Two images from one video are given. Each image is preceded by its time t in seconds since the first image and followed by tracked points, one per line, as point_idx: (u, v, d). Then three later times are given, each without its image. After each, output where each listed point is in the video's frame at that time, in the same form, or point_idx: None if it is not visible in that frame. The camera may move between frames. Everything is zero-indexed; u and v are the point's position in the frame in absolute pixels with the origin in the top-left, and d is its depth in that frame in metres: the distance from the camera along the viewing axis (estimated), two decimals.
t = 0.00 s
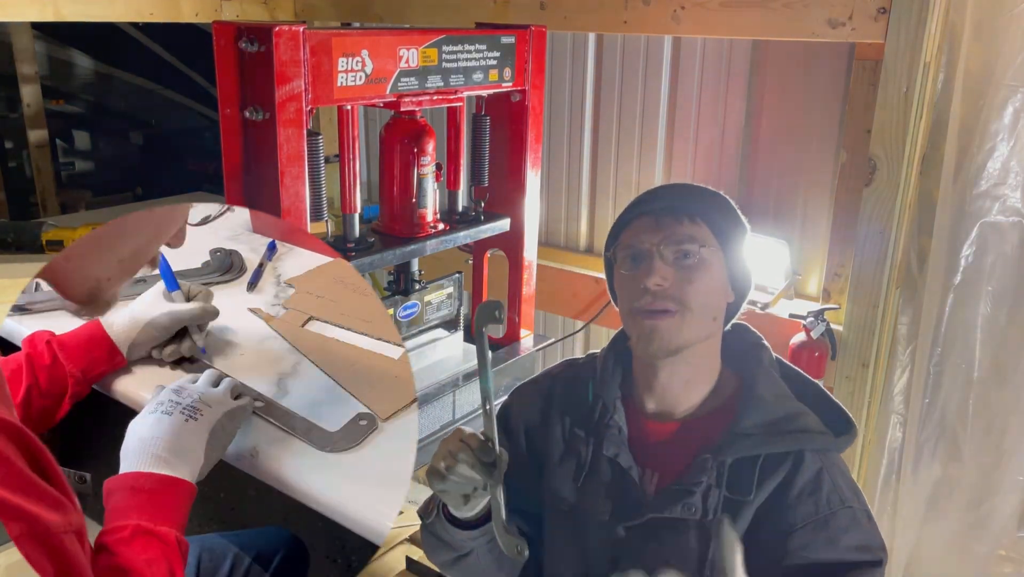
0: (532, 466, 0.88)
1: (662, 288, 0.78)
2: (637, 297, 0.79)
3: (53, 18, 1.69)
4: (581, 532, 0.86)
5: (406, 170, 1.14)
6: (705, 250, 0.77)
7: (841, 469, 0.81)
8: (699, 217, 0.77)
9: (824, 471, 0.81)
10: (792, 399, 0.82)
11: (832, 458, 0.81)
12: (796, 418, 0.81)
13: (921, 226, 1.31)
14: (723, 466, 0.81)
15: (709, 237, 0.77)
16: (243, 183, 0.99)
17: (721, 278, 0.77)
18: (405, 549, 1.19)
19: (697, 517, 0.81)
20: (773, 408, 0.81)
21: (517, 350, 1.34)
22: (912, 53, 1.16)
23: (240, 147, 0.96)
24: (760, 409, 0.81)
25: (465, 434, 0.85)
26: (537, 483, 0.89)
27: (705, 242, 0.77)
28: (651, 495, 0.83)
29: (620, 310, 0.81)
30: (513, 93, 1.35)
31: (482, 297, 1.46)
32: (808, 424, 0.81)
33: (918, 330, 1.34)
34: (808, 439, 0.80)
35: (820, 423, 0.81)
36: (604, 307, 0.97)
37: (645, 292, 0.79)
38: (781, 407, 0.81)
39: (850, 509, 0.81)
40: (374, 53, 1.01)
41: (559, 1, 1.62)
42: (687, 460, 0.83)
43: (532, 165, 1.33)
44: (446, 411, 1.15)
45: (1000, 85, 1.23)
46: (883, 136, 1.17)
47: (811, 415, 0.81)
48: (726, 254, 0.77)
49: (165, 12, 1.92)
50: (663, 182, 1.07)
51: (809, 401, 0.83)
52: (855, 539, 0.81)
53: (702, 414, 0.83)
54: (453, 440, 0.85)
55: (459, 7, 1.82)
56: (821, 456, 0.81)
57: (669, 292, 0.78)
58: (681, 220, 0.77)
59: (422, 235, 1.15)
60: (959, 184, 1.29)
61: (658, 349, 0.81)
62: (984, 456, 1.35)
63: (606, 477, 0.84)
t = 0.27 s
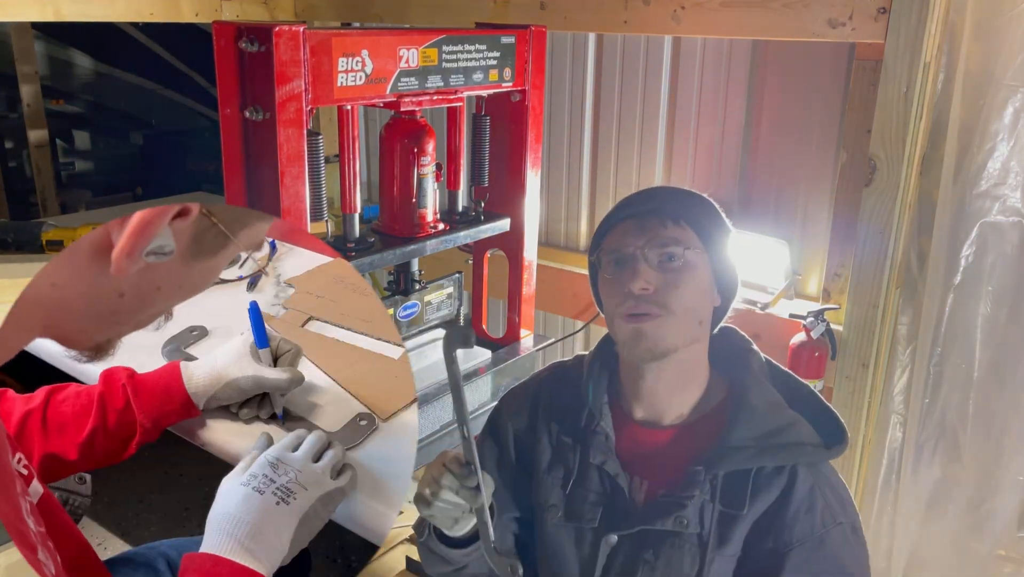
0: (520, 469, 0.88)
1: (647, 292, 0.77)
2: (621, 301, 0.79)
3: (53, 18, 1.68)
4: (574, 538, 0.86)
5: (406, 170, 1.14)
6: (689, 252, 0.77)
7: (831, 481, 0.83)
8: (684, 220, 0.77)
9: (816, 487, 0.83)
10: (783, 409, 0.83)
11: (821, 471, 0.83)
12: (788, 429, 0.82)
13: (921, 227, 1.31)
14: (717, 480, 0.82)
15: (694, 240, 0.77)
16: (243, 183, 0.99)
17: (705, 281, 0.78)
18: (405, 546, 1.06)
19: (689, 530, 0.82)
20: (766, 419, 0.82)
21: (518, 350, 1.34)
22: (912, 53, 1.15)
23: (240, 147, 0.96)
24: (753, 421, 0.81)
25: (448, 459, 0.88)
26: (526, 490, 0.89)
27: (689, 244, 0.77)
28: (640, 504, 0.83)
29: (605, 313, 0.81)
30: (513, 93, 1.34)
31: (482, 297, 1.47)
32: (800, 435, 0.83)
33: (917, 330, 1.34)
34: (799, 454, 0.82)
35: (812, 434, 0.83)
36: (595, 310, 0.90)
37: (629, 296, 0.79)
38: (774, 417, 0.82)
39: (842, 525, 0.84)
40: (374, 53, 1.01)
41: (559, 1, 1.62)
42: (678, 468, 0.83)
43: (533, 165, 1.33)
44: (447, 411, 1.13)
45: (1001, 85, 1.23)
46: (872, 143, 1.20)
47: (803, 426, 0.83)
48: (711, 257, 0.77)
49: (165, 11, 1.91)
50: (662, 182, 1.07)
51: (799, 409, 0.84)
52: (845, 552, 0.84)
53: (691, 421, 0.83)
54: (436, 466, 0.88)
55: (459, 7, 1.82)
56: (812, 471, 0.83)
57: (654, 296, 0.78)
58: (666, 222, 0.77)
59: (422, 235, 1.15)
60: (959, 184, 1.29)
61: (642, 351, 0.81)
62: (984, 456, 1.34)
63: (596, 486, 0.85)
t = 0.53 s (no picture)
0: (519, 472, 0.89)
1: (644, 301, 0.77)
2: (620, 310, 0.79)
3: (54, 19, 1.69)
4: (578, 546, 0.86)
5: (406, 170, 1.14)
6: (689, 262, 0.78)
7: (831, 487, 0.83)
8: (683, 229, 0.77)
9: (818, 496, 0.83)
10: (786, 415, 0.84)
11: (822, 478, 0.83)
12: (792, 435, 0.83)
13: (921, 227, 1.30)
14: (719, 488, 0.82)
15: (693, 251, 0.77)
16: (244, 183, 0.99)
17: (704, 292, 0.78)
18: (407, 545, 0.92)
19: (692, 537, 0.83)
20: (770, 424, 0.82)
21: (518, 350, 1.34)
22: (912, 52, 1.18)
23: (239, 147, 0.96)
24: (756, 428, 0.82)
25: (440, 473, 0.85)
26: (524, 491, 0.89)
27: (687, 256, 0.77)
28: (642, 509, 0.83)
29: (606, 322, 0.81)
30: (513, 93, 1.36)
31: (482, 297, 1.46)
32: (803, 443, 0.82)
33: (917, 330, 1.34)
34: (803, 463, 0.82)
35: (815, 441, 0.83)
36: (595, 310, 0.91)
37: (628, 305, 0.79)
38: (779, 424, 0.82)
39: (844, 535, 0.84)
40: (374, 53, 1.01)
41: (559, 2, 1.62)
42: (681, 473, 0.83)
43: (532, 166, 1.31)
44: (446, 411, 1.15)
45: (1001, 85, 1.23)
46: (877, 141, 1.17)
47: (807, 432, 0.83)
48: (712, 267, 0.77)
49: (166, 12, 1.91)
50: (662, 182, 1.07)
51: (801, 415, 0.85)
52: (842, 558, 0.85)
53: (691, 427, 0.84)
54: (429, 480, 0.84)
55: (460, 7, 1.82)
56: (814, 479, 0.83)
57: (651, 306, 0.78)
58: (665, 231, 0.78)
59: (422, 235, 1.15)
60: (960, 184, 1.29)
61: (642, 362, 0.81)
62: (984, 456, 1.34)
63: (597, 488, 0.85)
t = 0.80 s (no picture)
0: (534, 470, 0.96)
1: (624, 319, 0.80)
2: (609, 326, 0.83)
3: (53, 18, 1.69)
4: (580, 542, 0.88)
5: (406, 170, 1.13)
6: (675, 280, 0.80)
7: (843, 506, 0.82)
8: (667, 246, 0.79)
9: (828, 512, 0.81)
10: (803, 430, 0.84)
11: (834, 497, 0.82)
12: (805, 449, 0.82)
13: (920, 227, 1.34)
14: (726, 496, 0.81)
15: (676, 269, 0.80)
16: (242, 183, 0.94)
17: (683, 313, 0.80)
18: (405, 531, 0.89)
19: (696, 546, 0.81)
20: (782, 438, 0.83)
21: (518, 350, 1.35)
22: (913, 52, 1.19)
23: (238, 148, 0.92)
24: (769, 440, 0.82)
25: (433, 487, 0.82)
26: (538, 485, 0.97)
27: (668, 275, 0.80)
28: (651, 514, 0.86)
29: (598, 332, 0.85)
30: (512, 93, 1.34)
31: (482, 297, 1.46)
32: (818, 457, 0.82)
33: (918, 331, 1.37)
34: (815, 477, 0.80)
35: (831, 458, 0.84)
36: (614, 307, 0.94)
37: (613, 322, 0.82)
38: (791, 436, 0.83)
39: (850, 555, 0.80)
40: (374, 53, 0.98)
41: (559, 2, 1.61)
42: (690, 479, 0.87)
43: (532, 166, 1.33)
44: (447, 411, 1.16)
45: (1000, 86, 1.22)
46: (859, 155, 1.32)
47: (820, 448, 0.83)
48: (696, 284, 0.80)
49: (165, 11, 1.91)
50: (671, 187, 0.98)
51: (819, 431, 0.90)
52: None
53: (699, 434, 0.89)
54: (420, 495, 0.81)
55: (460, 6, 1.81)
56: (826, 495, 0.82)
57: (628, 324, 0.81)
58: (647, 247, 0.81)
59: (422, 235, 1.14)
60: (959, 185, 1.29)
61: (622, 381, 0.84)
62: (984, 456, 1.33)
63: (605, 491, 0.88)
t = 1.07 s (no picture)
0: (549, 468, 0.99)
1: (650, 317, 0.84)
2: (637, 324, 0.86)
3: (53, 18, 1.68)
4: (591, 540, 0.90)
5: (406, 170, 1.13)
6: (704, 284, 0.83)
7: (858, 522, 0.82)
8: (697, 249, 0.83)
9: (841, 528, 0.80)
10: (822, 443, 0.84)
11: (849, 513, 0.81)
12: (824, 462, 0.82)
13: (922, 227, 1.34)
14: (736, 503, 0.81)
15: (705, 273, 0.82)
16: (242, 183, 0.94)
17: (709, 316, 0.83)
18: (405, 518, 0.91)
19: (702, 551, 0.81)
20: (800, 448, 0.83)
21: (518, 349, 1.35)
22: (914, 51, 1.19)
23: (239, 149, 0.91)
24: (786, 448, 0.82)
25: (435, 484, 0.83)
26: (552, 484, 1.00)
27: (695, 278, 0.83)
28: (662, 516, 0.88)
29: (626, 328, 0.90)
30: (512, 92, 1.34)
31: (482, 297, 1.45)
32: (835, 471, 0.81)
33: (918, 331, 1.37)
34: (830, 490, 0.79)
35: (848, 473, 0.82)
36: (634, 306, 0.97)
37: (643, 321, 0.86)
38: (809, 448, 0.82)
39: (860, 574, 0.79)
40: (374, 53, 0.97)
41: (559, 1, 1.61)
42: (704, 483, 0.88)
43: (532, 165, 1.33)
44: (447, 411, 1.16)
45: (1000, 85, 1.22)
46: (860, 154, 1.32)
47: (839, 462, 0.82)
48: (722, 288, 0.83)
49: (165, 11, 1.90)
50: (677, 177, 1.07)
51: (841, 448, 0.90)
52: None
53: (718, 438, 0.90)
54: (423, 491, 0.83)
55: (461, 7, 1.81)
56: (841, 510, 0.81)
57: (654, 322, 0.85)
58: (678, 248, 0.84)
59: (422, 235, 1.14)
60: (959, 185, 1.29)
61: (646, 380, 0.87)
62: (984, 457, 1.33)
63: (615, 488, 0.90)
